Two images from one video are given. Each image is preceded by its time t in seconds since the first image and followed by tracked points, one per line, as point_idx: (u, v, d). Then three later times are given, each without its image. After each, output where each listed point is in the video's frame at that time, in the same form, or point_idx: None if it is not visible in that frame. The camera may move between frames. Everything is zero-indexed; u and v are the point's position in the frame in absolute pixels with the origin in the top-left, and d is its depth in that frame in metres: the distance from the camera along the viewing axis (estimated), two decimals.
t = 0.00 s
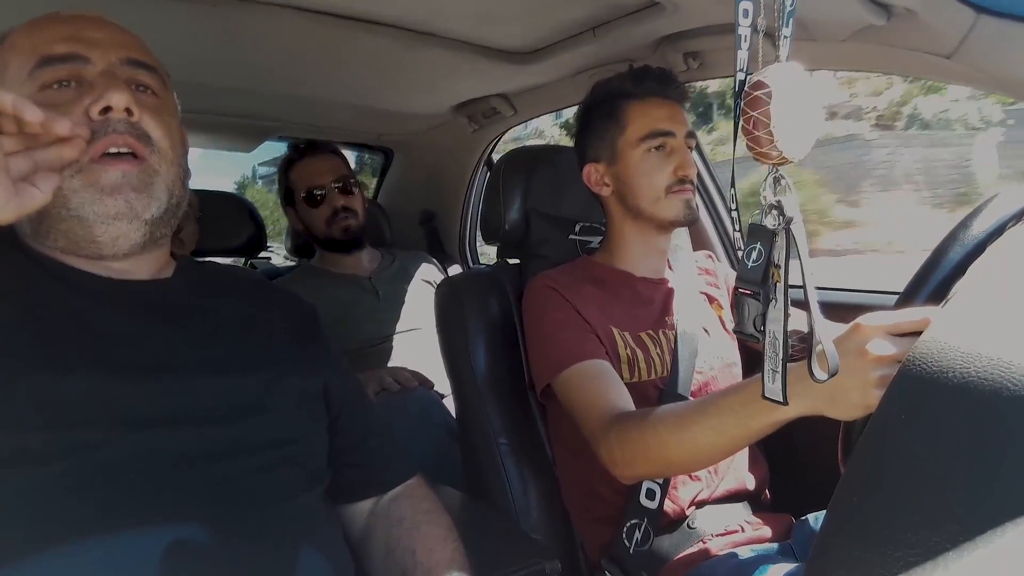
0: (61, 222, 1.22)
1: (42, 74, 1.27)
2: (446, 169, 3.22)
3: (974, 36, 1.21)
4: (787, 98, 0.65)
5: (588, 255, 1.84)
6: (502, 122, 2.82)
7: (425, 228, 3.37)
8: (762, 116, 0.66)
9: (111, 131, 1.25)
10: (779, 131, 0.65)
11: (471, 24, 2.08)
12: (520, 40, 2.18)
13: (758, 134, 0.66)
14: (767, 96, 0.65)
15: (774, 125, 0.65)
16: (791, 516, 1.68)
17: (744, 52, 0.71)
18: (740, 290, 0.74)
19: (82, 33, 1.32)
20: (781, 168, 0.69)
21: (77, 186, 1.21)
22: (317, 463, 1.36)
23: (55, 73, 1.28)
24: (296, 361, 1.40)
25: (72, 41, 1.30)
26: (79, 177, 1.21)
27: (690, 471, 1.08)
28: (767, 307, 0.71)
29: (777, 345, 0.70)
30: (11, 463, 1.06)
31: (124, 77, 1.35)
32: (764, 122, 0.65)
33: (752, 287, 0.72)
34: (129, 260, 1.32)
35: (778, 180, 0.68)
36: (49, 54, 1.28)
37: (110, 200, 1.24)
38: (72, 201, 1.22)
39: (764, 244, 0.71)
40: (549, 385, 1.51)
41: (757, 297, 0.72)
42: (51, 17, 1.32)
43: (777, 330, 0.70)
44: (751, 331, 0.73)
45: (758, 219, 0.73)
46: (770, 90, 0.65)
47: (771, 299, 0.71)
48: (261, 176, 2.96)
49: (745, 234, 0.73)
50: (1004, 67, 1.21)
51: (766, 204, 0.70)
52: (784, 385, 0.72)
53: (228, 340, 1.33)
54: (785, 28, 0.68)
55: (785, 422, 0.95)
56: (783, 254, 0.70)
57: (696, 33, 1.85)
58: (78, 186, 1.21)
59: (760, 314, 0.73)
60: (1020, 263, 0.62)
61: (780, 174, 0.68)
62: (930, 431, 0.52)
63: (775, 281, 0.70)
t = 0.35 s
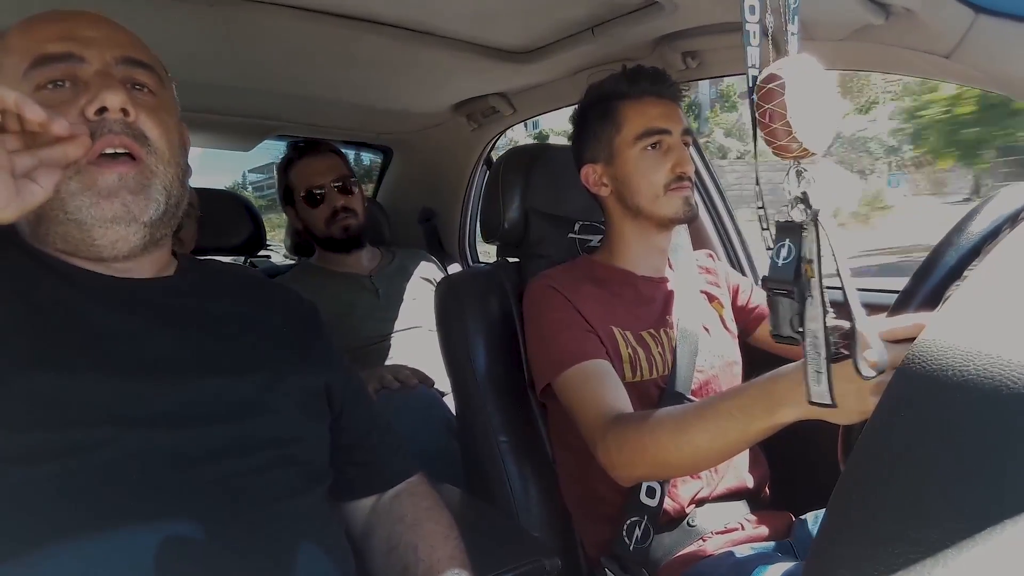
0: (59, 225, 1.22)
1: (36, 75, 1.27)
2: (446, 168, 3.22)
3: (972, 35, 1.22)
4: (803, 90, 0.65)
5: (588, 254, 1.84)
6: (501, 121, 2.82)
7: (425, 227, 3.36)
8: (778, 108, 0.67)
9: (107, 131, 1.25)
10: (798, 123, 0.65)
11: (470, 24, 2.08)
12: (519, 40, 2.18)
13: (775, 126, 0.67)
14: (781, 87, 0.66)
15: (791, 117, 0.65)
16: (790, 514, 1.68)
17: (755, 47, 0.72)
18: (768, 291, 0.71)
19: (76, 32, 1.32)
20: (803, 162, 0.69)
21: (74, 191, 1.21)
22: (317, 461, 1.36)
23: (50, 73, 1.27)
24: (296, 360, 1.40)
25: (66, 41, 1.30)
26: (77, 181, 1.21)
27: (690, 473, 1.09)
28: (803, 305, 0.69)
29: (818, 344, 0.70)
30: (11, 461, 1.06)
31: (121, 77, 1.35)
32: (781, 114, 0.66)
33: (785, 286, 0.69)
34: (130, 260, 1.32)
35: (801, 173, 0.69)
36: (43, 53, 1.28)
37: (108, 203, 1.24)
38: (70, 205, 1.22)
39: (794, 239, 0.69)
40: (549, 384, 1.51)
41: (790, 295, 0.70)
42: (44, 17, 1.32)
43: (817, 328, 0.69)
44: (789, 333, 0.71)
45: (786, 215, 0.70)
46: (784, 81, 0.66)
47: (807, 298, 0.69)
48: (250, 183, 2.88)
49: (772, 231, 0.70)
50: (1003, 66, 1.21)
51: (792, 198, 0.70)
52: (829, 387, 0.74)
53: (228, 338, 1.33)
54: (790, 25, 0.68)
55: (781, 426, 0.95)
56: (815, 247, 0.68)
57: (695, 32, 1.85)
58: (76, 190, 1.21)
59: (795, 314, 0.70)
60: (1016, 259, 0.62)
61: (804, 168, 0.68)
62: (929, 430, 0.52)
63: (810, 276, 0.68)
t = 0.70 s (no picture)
0: (53, 227, 1.22)
1: (32, 76, 1.27)
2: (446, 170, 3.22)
3: (972, 36, 1.21)
4: (785, 98, 0.65)
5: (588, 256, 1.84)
6: (501, 123, 2.82)
7: (425, 229, 3.36)
8: (762, 116, 0.66)
9: (101, 133, 1.25)
10: (779, 131, 0.65)
11: (469, 26, 2.08)
12: (519, 42, 2.18)
13: (759, 134, 0.66)
14: (767, 96, 0.65)
15: (774, 125, 0.65)
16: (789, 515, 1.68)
17: (741, 54, 0.71)
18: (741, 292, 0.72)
19: (71, 34, 1.32)
20: (783, 169, 0.69)
21: (68, 193, 1.21)
22: (317, 462, 1.36)
23: (44, 76, 1.28)
24: (297, 360, 1.40)
25: (59, 43, 1.30)
26: (71, 183, 1.21)
27: (687, 467, 1.08)
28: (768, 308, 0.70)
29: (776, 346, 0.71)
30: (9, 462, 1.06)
31: (114, 78, 1.35)
32: (763, 122, 0.65)
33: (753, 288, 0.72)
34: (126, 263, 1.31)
35: (780, 180, 0.68)
36: (37, 56, 1.28)
37: (103, 207, 1.24)
38: (65, 208, 1.22)
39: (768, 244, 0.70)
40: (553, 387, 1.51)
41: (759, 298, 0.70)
42: (37, 19, 1.32)
43: (777, 331, 0.69)
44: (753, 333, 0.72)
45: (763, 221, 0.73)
46: (769, 90, 0.65)
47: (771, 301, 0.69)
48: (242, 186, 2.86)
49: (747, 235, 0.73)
50: (1002, 67, 1.21)
51: (767, 204, 0.69)
52: (781, 386, 0.75)
53: (227, 339, 1.32)
54: (784, 28, 0.68)
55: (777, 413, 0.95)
56: (785, 253, 0.68)
57: (695, 35, 1.85)
58: (70, 193, 1.21)
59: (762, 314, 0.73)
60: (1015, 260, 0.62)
61: (780, 174, 0.68)
62: (930, 431, 0.52)
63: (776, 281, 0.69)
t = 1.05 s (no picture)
0: (58, 229, 1.24)
1: (36, 76, 1.28)
2: (446, 168, 3.21)
3: (971, 35, 1.21)
4: (799, 92, 0.65)
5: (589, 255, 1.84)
6: (501, 121, 2.82)
7: (425, 227, 3.36)
8: (777, 112, 0.66)
9: (104, 135, 1.24)
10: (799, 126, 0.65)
11: (469, 24, 2.08)
12: (519, 40, 2.18)
13: (778, 129, 0.66)
14: (781, 92, 0.66)
15: (793, 120, 0.65)
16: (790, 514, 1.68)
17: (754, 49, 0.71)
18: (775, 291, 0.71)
19: (73, 33, 1.32)
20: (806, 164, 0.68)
21: (71, 195, 1.22)
22: (319, 461, 1.36)
23: (46, 76, 1.28)
24: (299, 359, 1.40)
25: (62, 42, 1.30)
26: (74, 184, 1.22)
27: (693, 464, 1.09)
28: (811, 305, 0.69)
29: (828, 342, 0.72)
30: (13, 461, 1.05)
31: (118, 79, 1.34)
32: (780, 117, 0.66)
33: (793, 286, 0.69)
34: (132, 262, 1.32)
35: (806, 175, 0.67)
36: (41, 55, 1.29)
37: (106, 207, 1.24)
38: (68, 208, 1.22)
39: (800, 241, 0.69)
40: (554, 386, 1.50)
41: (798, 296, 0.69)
42: (41, 16, 1.32)
43: (825, 328, 0.70)
44: (797, 333, 0.72)
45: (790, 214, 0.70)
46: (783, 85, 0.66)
47: (816, 298, 0.69)
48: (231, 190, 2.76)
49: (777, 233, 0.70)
50: (1003, 68, 1.21)
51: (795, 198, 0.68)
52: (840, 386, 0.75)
53: (227, 338, 1.32)
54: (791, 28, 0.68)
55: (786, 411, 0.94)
56: (820, 247, 0.67)
57: (695, 33, 1.85)
58: (73, 194, 1.22)
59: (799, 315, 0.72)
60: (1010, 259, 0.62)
61: (804, 169, 0.67)
62: (930, 431, 0.52)
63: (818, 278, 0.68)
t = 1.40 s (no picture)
0: (57, 225, 1.24)
1: (36, 77, 1.28)
2: (445, 170, 3.21)
3: (973, 37, 1.22)
4: (806, 87, 0.66)
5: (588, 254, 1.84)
6: (501, 122, 2.82)
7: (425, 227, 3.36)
8: (788, 106, 0.66)
9: (103, 133, 1.25)
10: (806, 122, 0.64)
11: (470, 25, 2.08)
12: (519, 41, 2.18)
13: (780, 124, 0.66)
14: (792, 86, 0.66)
15: (801, 115, 0.65)
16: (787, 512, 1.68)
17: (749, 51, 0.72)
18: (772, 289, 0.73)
19: (73, 34, 1.32)
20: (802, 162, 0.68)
21: (69, 189, 1.22)
22: (316, 460, 1.36)
23: (46, 77, 1.28)
24: (299, 359, 1.40)
25: (63, 43, 1.31)
26: (73, 180, 1.22)
27: (686, 467, 1.08)
28: (800, 304, 0.69)
29: (815, 346, 0.71)
30: (12, 458, 1.06)
31: (118, 79, 1.35)
32: (790, 112, 0.65)
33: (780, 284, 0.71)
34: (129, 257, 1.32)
35: (801, 174, 0.68)
36: (41, 56, 1.29)
37: (104, 201, 1.24)
38: (66, 204, 1.23)
39: (792, 238, 0.69)
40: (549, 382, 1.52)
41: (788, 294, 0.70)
42: (41, 17, 1.33)
43: (812, 328, 0.69)
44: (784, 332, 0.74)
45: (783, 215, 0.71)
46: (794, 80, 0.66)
47: (803, 296, 0.68)
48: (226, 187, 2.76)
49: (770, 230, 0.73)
50: (1003, 68, 1.21)
51: (790, 197, 0.69)
52: (821, 388, 0.75)
53: (227, 337, 1.32)
54: (789, 26, 0.67)
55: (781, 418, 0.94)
56: (811, 248, 0.68)
57: (696, 34, 1.85)
58: (72, 189, 1.22)
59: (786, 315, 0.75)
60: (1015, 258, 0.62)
61: (799, 166, 0.67)
62: (927, 428, 0.52)
63: (806, 276, 0.68)
